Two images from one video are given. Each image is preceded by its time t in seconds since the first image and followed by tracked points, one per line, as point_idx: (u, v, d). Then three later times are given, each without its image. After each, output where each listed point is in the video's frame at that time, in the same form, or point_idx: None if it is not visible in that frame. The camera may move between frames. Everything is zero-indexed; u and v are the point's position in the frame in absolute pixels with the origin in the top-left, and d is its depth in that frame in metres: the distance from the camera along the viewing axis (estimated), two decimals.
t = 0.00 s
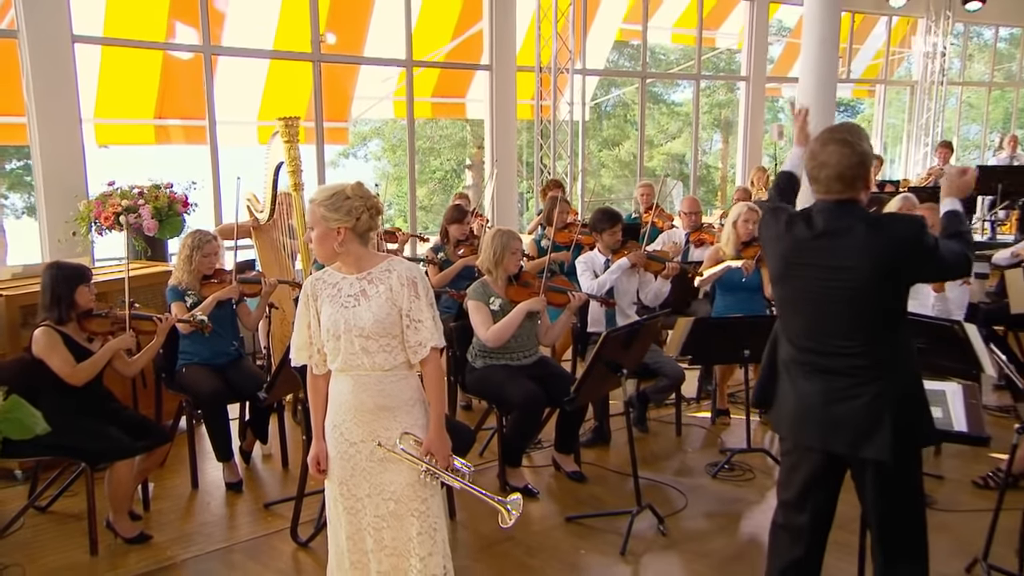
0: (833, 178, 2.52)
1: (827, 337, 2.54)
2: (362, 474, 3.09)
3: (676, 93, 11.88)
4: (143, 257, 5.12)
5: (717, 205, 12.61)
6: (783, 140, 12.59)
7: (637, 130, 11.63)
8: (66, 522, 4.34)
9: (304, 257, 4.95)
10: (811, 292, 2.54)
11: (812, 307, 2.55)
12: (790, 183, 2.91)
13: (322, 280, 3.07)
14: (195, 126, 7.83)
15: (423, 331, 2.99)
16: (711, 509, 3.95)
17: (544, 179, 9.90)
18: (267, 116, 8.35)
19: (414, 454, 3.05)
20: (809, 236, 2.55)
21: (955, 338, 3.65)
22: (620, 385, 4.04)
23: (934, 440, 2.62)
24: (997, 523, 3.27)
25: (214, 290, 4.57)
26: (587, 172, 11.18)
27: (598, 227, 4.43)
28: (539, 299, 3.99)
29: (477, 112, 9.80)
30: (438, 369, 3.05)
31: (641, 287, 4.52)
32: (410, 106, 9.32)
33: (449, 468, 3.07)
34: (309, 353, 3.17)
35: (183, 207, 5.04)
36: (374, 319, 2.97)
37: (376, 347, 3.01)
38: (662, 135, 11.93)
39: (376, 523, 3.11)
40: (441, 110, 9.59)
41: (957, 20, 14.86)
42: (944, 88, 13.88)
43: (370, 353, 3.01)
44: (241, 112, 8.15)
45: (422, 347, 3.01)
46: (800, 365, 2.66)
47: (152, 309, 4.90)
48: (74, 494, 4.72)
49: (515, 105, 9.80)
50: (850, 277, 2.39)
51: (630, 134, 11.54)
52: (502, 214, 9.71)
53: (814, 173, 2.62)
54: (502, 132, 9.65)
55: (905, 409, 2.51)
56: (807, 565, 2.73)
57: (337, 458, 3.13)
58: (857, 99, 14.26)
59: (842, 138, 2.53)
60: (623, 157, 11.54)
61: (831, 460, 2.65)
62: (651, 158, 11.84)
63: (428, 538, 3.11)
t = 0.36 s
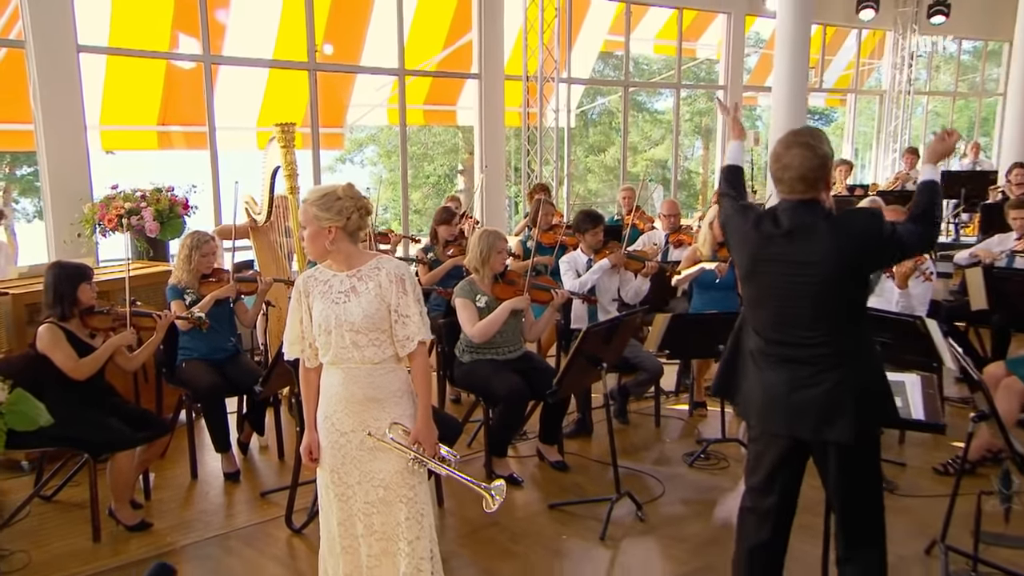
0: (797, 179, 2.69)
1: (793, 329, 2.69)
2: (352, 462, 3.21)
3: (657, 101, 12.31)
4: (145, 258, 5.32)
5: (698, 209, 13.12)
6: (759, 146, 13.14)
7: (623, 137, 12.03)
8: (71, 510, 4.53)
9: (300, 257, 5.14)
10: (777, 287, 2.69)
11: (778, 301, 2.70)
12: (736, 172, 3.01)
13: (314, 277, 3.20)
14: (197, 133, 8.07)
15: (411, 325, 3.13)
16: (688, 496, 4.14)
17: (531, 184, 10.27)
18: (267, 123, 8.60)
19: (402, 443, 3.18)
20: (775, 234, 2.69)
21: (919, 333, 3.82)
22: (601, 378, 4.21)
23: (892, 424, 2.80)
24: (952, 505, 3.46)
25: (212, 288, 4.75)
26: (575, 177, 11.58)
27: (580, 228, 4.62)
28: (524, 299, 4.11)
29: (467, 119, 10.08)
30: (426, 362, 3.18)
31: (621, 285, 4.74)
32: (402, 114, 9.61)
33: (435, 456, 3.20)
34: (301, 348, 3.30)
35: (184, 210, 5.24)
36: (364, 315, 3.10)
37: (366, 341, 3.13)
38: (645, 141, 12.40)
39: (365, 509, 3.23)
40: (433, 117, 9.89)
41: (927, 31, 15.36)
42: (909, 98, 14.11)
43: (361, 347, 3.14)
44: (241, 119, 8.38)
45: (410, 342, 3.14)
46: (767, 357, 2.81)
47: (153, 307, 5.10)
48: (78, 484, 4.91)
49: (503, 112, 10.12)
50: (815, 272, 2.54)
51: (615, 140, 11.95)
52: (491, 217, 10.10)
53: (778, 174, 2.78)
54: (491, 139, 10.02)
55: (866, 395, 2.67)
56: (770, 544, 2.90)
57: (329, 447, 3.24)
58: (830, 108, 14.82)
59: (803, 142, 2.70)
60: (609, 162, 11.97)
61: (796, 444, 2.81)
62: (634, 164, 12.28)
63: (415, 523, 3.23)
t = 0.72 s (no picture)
0: (762, 183, 2.85)
1: (760, 325, 2.84)
2: (343, 452, 3.26)
3: (641, 109, 12.79)
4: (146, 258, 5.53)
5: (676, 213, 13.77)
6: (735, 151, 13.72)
7: (608, 143, 12.50)
8: (74, 500, 4.72)
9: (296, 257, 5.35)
10: (743, 285, 2.84)
11: (745, 299, 2.85)
12: (689, 176, 3.23)
13: (306, 275, 3.22)
14: (200, 139, 8.31)
15: (400, 321, 3.16)
16: (665, 484, 4.34)
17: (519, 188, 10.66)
18: (265, 130, 8.87)
19: (391, 434, 3.22)
20: (741, 235, 2.84)
21: (883, 329, 4.00)
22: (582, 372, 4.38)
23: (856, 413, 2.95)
24: (911, 492, 3.64)
25: (210, 288, 4.95)
26: (562, 182, 11.99)
27: (563, 229, 4.80)
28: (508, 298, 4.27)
29: (457, 125, 10.42)
30: (415, 357, 3.21)
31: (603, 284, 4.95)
32: (394, 120, 9.92)
33: (423, 446, 3.25)
34: (294, 343, 3.31)
35: (184, 213, 5.46)
36: (354, 311, 3.13)
37: (355, 337, 3.17)
38: (629, 147, 12.88)
39: (356, 497, 3.27)
40: (425, 123, 10.21)
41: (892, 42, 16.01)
42: (879, 107, 14.65)
43: (350, 341, 3.17)
44: (241, 125, 8.64)
45: (398, 337, 3.17)
46: (737, 352, 2.96)
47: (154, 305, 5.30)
48: (80, 475, 5.10)
49: (491, 121, 10.49)
50: (780, 271, 2.69)
51: (600, 147, 12.38)
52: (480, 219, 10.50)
53: (744, 178, 2.94)
54: (480, 149, 10.36)
55: (830, 385, 2.82)
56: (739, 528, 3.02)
57: (319, 437, 3.29)
58: (806, 116, 15.62)
59: (767, 148, 2.86)
60: (594, 167, 12.39)
61: (764, 432, 2.95)
62: (618, 169, 12.75)
63: (404, 509, 3.29)
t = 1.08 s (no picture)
0: (728, 187, 3.02)
1: (731, 320, 3.02)
2: (333, 443, 3.37)
3: (625, 117, 13.09)
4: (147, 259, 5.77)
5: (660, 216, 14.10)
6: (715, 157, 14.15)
7: (594, 150, 12.83)
8: (77, 491, 4.92)
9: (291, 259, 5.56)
10: (714, 282, 3.02)
11: (716, 295, 3.03)
12: (655, 177, 3.40)
13: (300, 274, 3.37)
14: (200, 146, 8.55)
15: (388, 319, 3.33)
16: (643, 474, 4.54)
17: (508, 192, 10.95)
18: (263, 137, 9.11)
19: (379, 425, 3.34)
20: (711, 236, 3.02)
21: (849, 326, 4.18)
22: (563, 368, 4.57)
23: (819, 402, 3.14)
24: (874, 480, 3.81)
25: (208, 287, 5.15)
26: (550, 186, 12.29)
27: (548, 230, 4.99)
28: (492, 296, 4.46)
29: (448, 131, 10.70)
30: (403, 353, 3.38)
31: (587, 283, 5.16)
32: (387, 126, 10.17)
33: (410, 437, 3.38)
34: (287, 339, 3.44)
35: (183, 216, 5.71)
36: (345, 308, 3.28)
37: (345, 333, 3.31)
38: (615, 153, 13.18)
39: (346, 486, 3.39)
40: (417, 129, 10.46)
41: (860, 57, 16.66)
42: (850, 116, 15.57)
43: (342, 337, 3.31)
44: (239, 132, 8.88)
45: (387, 333, 3.35)
46: (709, 345, 3.14)
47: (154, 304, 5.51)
48: (83, 467, 5.30)
49: (480, 127, 10.78)
50: (749, 270, 2.87)
51: (586, 153, 12.69)
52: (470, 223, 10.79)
53: (711, 182, 3.11)
54: (470, 154, 10.77)
55: (796, 375, 3.00)
56: (712, 512, 3.23)
57: (311, 429, 3.41)
58: (782, 124, 15.90)
59: (732, 154, 3.03)
60: (581, 171, 12.69)
61: (733, 421, 3.13)
62: (604, 174, 13.05)
63: (392, 498, 3.40)
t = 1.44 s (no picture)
0: (698, 192, 3.13)
1: (700, 317, 3.11)
2: (324, 436, 3.42)
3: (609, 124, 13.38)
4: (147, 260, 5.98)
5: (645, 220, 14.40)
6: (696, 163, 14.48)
7: (582, 156, 13.12)
8: (79, 483, 5.11)
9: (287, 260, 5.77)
10: (684, 280, 3.11)
11: (686, 293, 3.12)
12: (627, 181, 3.53)
13: (292, 274, 3.41)
14: (200, 153, 8.78)
15: (377, 317, 3.36)
16: (622, 465, 4.75)
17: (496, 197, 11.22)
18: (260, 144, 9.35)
19: (369, 419, 3.41)
20: (680, 236, 3.11)
21: (816, 324, 4.37)
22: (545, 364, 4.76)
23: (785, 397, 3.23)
24: (839, 469, 4.00)
25: (205, 287, 5.35)
26: (538, 191, 12.58)
27: (533, 233, 5.21)
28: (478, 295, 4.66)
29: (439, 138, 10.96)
30: (394, 350, 3.40)
31: (571, 284, 5.37)
32: (379, 134, 10.42)
33: (399, 431, 3.46)
34: (278, 335, 3.50)
35: (183, 219, 5.93)
36: (337, 307, 3.32)
37: (336, 331, 3.36)
38: (601, 159, 13.47)
39: (337, 477, 3.43)
40: (409, 137, 10.73)
41: (832, 68, 17.10)
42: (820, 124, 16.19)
43: (332, 334, 3.36)
44: (237, 139, 9.11)
45: (376, 331, 3.38)
46: (679, 341, 3.23)
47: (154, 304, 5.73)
48: (84, 460, 5.51)
49: (469, 134, 11.04)
50: (716, 269, 2.96)
51: (573, 158, 12.98)
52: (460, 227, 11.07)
53: (683, 186, 3.22)
54: (460, 162, 11.02)
55: (762, 370, 3.09)
56: (681, 501, 3.31)
57: (303, 422, 3.45)
58: (758, 131, 16.29)
59: (702, 159, 3.14)
60: (568, 176, 12.97)
61: (703, 413, 3.22)
62: (591, 180, 13.34)
63: (381, 488, 3.46)
